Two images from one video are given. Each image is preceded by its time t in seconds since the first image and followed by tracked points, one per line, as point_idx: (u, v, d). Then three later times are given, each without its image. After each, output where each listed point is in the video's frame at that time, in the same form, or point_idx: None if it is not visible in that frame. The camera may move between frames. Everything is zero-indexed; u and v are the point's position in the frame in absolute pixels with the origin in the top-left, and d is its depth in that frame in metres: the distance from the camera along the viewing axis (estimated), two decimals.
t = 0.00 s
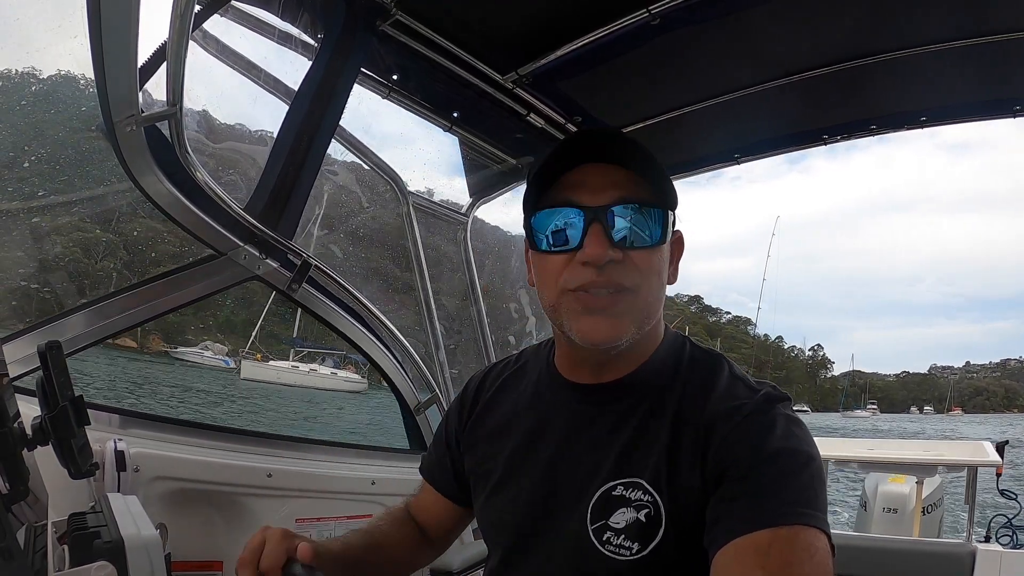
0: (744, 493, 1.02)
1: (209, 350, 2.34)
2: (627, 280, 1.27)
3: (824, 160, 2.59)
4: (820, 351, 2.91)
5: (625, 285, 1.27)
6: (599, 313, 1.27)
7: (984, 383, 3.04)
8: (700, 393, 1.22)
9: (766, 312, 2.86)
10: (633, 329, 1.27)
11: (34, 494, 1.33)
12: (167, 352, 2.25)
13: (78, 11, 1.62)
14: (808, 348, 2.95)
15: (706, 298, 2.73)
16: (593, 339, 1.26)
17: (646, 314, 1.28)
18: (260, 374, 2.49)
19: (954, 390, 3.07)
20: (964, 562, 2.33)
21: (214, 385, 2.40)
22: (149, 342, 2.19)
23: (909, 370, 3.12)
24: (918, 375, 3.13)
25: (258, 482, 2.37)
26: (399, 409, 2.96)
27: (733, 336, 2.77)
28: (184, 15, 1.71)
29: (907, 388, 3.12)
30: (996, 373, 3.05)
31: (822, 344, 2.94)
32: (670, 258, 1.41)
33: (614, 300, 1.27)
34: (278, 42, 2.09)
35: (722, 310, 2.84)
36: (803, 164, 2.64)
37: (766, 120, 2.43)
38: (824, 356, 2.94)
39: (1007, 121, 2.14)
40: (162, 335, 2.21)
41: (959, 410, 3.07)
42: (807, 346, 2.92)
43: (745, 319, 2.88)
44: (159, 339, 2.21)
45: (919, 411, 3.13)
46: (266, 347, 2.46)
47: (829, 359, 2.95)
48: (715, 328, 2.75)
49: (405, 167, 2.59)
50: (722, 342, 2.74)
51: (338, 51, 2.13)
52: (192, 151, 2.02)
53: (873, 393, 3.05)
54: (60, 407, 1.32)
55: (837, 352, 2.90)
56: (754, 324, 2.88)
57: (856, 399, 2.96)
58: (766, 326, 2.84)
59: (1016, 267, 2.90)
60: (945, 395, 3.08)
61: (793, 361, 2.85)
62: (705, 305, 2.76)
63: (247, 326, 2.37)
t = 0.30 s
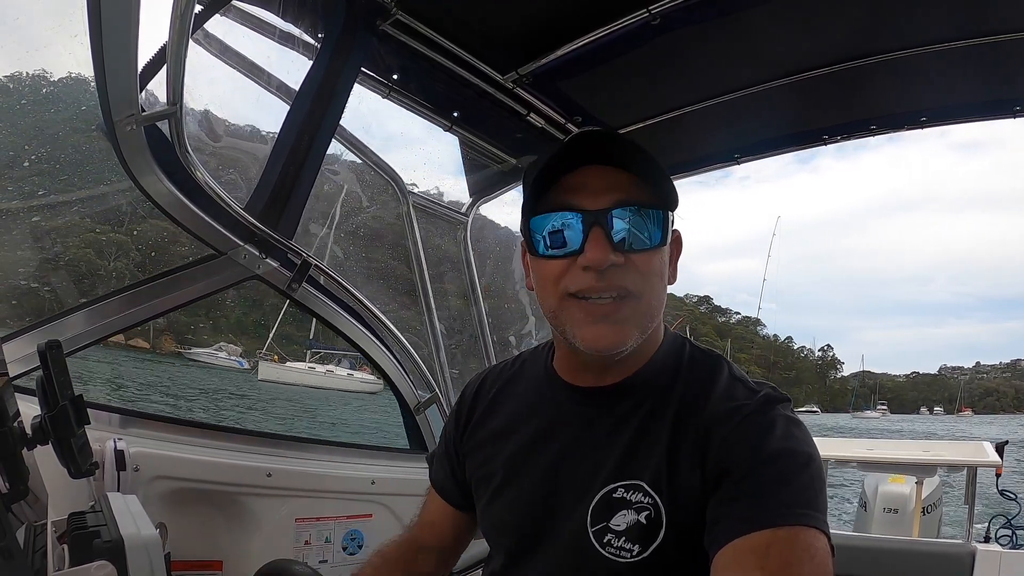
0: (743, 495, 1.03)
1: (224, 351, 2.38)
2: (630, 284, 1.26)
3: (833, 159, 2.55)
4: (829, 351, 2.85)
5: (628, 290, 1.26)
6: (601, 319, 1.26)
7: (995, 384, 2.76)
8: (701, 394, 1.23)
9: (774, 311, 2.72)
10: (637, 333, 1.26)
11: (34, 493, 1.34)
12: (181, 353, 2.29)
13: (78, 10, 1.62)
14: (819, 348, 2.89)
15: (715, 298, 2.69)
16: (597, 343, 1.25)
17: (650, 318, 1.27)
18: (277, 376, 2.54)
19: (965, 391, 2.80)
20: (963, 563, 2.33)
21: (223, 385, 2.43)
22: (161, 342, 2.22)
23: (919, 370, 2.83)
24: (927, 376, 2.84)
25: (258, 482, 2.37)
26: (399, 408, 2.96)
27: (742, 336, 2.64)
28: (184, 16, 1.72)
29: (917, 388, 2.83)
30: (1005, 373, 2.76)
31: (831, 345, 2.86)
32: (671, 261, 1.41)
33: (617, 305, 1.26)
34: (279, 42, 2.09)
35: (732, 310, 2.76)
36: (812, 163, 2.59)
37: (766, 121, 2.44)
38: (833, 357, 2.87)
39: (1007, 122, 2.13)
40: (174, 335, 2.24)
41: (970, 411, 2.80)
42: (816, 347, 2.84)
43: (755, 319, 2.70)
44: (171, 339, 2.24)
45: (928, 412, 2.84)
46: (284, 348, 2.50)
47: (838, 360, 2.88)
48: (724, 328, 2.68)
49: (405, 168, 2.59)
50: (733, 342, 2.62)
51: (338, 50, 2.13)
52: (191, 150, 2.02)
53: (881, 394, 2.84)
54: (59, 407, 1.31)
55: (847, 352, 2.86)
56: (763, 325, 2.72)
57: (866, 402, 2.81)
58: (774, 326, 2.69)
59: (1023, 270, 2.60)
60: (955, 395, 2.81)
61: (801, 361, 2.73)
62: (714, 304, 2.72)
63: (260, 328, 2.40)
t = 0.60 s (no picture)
0: (749, 494, 1.03)
1: (239, 349, 2.46)
2: (618, 281, 1.27)
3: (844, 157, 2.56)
4: (840, 351, 2.93)
5: (616, 286, 1.27)
6: (589, 314, 1.28)
7: (1005, 385, 3.10)
8: (709, 394, 1.22)
9: (784, 312, 2.88)
10: (627, 330, 1.27)
11: (34, 492, 1.33)
12: (194, 351, 2.35)
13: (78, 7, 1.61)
14: (829, 348, 2.97)
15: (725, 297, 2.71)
16: (586, 339, 1.27)
17: (641, 315, 1.28)
18: (294, 374, 2.62)
19: (975, 391, 3.11)
20: (962, 562, 2.34)
21: (241, 384, 2.51)
22: (175, 342, 2.28)
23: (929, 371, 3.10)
24: (940, 376, 3.13)
25: (258, 482, 2.36)
26: (399, 408, 2.95)
27: (753, 336, 2.77)
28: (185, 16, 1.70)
29: (928, 388, 3.10)
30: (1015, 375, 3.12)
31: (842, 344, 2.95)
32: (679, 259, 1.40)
33: (605, 301, 1.27)
34: (279, 42, 2.09)
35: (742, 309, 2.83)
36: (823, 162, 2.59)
37: (766, 121, 2.44)
38: (843, 357, 2.96)
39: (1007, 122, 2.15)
40: (188, 335, 2.29)
41: (980, 411, 3.10)
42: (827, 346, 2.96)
43: (764, 317, 2.82)
44: (185, 339, 2.30)
45: (941, 412, 3.10)
46: (303, 348, 2.58)
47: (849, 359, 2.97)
48: (735, 327, 2.75)
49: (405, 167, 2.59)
50: (744, 341, 2.73)
51: (338, 50, 2.13)
52: (192, 150, 2.01)
53: (893, 394, 3.03)
54: (59, 407, 1.31)
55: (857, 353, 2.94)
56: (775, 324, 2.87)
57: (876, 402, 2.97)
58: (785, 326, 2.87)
59: None
60: (966, 396, 3.10)
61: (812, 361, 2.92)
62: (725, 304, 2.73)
63: (275, 329, 2.47)
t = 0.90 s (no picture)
0: (747, 493, 1.03)
1: (254, 349, 2.47)
2: (590, 278, 1.29)
3: (855, 156, 2.52)
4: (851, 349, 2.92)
5: (589, 284, 1.29)
6: (565, 313, 1.30)
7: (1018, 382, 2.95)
8: (707, 393, 1.22)
9: (795, 310, 2.80)
10: (600, 327, 1.27)
11: (34, 492, 1.33)
12: (210, 350, 2.38)
13: (78, 7, 1.60)
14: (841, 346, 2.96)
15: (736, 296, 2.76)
16: (563, 337, 1.29)
17: (616, 311, 1.28)
18: (313, 374, 2.64)
19: (987, 390, 2.96)
20: (963, 562, 2.34)
21: (257, 384, 2.52)
22: (188, 340, 2.30)
23: (941, 370, 2.98)
24: (951, 374, 3.01)
25: (259, 481, 2.37)
26: (400, 407, 2.95)
27: (764, 334, 2.64)
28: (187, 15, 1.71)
29: (940, 387, 3.00)
30: None
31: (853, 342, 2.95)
32: (668, 252, 1.37)
33: (578, 299, 1.29)
34: (279, 41, 2.09)
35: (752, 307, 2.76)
36: (834, 159, 2.56)
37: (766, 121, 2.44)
38: (854, 354, 2.94)
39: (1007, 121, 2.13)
40: (202, 335, 2.32)
41: (992, 410, 2.96)
42: (840, 344, 2.93)
43: (775, 316, 2.72)
44: (199, 338, 2.32)
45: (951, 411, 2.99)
46: (322, 348, 2.61)
47: (859, 357, 2.93)
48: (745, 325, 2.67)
49: (405, 167, 2.58)
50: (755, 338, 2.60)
51: (338, 50, 2.13)
52: (192, 150, 2.02)
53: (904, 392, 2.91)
54: (59, 406, 1.31)
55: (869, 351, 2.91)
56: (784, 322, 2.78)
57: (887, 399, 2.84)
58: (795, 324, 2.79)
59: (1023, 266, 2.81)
60: (978, 395, 2.97)
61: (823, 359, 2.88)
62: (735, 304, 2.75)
63: (290, 327, 2.48)
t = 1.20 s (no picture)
0: (741, 488, 1.03)
1: (268, 349, 2.51)
2: (581, 274, 1.29)
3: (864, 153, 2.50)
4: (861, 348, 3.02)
5: (579, 280, 1.29)
6: (556, 309, 1.30)
7: None
8: (700, 391, 1.22)
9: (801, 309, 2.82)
10: (591, 323, 1.27)
11: (34, 491, 1.33)
12: (223, 351, 2.41)
13: (81, 6, 1.60)
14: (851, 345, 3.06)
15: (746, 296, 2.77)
16: (555, 334, 1.29)
17: (607, 308, 1.28)
18: (329, 375, 2.68)
19: (998, 389, 3.16)
20: (962, 562, 2.34)
21: (253, 384, 2.51)
22: (202, 342, 2.34)
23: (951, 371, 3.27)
24: (962, 374, 3.27)
25: (259, 480, 2.37)
26: (400, 406, 2.95)
27: (775, 334, 2.70)
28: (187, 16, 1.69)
29: (950, 386, 3.27)
30: None
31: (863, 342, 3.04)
32: (657, 250, 1.37)
33: (569, 295, 1.29)
34: (279, 40, 2.09)
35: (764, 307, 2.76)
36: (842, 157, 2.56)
37: (766, 121, 2.43)
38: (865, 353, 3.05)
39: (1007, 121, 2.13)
40: (215, 335, 2.35)
41: (1003, 409, 3.19)
42: (848, 344, 3.03)
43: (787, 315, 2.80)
44: (212, 339, 2.36)
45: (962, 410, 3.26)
46: (337, 348, 2.64)
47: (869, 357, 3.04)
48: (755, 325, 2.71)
49: (405, 166, 2.58)
50: (766, 338, 2.66)
51: (338, 50, 2.13)
52: (192, 148, 2.02)
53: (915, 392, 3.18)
54: (60, 404, 1.31)
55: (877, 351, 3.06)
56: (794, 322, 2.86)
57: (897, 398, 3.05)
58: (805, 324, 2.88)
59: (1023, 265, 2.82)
60: (989, 395, 3.18)
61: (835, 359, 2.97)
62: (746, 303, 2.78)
63: (298, 326, 2.50)
